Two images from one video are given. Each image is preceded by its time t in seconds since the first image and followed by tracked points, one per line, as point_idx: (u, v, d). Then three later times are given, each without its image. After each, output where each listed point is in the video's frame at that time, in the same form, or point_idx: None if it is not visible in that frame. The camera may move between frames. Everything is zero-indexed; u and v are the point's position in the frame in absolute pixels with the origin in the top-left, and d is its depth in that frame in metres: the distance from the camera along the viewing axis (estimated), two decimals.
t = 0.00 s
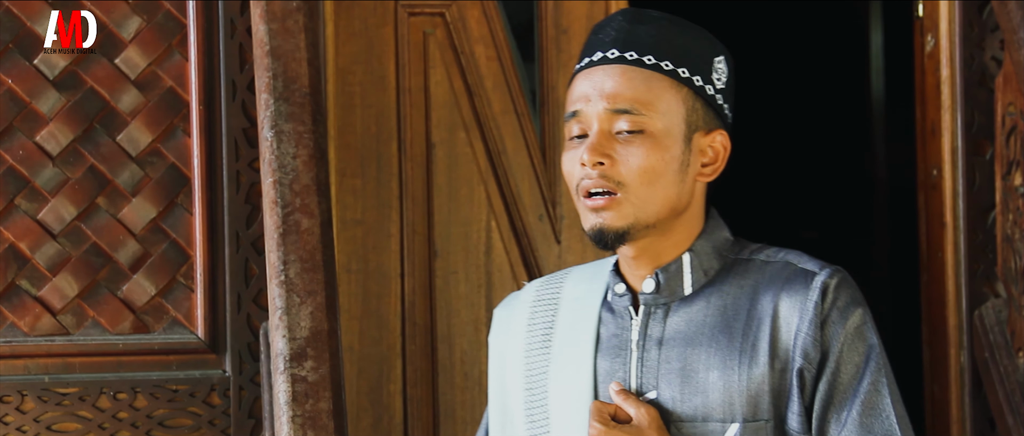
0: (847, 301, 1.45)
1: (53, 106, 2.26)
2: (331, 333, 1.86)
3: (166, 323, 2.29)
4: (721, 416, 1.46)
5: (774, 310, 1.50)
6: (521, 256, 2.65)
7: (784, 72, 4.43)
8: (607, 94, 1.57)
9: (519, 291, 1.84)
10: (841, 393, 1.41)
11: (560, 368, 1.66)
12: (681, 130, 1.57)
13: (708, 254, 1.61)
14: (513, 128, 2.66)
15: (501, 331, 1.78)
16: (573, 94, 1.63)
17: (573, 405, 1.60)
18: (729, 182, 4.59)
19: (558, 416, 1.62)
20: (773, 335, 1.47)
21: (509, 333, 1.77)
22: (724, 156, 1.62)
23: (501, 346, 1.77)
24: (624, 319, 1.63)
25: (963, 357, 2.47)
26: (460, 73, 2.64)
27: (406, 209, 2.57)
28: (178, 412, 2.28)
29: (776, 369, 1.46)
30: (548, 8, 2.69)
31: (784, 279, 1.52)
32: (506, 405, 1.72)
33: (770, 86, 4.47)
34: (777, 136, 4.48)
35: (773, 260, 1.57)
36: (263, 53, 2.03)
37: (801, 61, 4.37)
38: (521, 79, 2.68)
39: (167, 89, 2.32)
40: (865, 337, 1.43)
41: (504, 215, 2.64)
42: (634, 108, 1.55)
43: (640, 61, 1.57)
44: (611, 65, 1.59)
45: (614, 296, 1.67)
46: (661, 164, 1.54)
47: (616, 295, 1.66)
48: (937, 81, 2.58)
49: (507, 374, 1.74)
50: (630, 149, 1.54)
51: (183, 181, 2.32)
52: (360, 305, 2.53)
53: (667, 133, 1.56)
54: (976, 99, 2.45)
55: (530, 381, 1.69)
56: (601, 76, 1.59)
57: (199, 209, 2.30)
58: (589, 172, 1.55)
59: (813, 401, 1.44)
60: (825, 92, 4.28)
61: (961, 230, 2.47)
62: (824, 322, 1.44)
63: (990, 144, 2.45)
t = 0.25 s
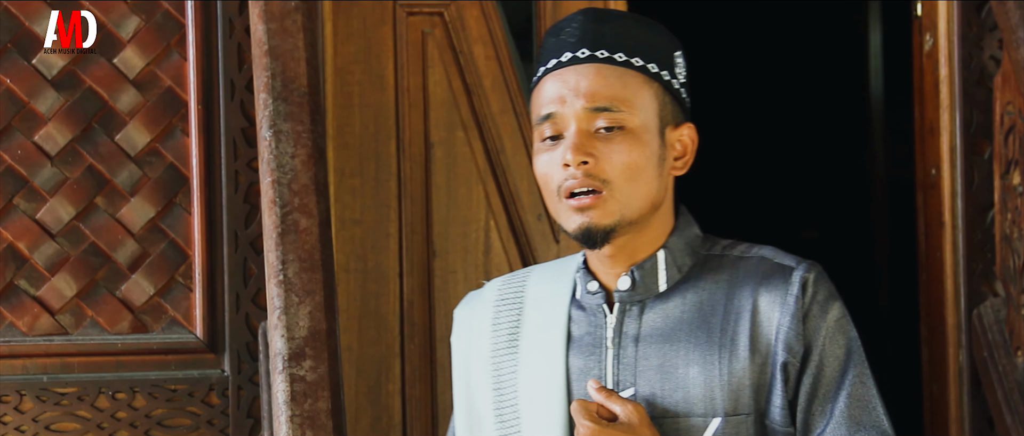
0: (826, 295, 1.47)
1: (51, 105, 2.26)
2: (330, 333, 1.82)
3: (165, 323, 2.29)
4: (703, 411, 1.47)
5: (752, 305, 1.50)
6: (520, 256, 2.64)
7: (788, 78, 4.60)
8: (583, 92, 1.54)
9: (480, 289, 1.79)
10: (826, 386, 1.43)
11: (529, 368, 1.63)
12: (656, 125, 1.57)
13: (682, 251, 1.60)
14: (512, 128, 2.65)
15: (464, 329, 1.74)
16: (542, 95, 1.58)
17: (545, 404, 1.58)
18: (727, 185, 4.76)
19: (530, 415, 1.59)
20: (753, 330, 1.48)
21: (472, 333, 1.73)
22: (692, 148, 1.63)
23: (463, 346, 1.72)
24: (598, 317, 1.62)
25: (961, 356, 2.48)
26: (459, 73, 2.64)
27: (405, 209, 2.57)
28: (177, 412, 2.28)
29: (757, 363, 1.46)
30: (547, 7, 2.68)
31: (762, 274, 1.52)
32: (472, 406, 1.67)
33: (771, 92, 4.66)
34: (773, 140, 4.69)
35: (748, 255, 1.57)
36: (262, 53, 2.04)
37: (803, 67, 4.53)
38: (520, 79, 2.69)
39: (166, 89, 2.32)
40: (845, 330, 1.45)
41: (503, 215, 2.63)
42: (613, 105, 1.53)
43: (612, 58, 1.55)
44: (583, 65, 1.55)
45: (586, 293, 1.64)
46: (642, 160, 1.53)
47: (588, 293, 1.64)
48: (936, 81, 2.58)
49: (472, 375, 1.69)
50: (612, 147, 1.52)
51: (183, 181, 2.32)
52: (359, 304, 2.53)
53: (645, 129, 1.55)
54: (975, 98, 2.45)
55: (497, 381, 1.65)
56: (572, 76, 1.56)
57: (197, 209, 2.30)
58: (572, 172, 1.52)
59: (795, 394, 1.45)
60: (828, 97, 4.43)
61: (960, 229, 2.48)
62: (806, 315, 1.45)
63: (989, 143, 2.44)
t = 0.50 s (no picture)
0: (806, 301, 1.54)
1: (51, 104, 2.26)
2: (329, 332, 1.83)
3: (165, 321, 2.29)
4: (684, 414, 1.54)
5: (732, 311, 1.57)
6: (520, 254, 2.65)
7: (788, 74, 4.55)
8: (565, 102, 1.57)
9: (453, 291, 1.83)
10: (808, 391, 1.50)
11: (507, 371, 1.67)
12: (635, 132, 1.61)
13: (659, 255, 1.66)
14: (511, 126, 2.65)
15: (439, 332, 1.77)
16: (521, 106, 1.61)
17: (523, 407, 1.63)
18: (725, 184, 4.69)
19: (508, 418, 1.64)
20: (733, 336, 1.55)
21: (446, 336, 1.76)
22: (666, 151, 1.68)
23: (439, 348, 1.76)
24: (576, 320, 1.67)
25: (961, 354, 2.48)
26: (459, 71, 2.64)
27: (404, 207, 2.57)
28: (177, 410, 2.28)
29: (736, 367, 1.53)
30: (547, 6, 2.68)
31: (742, 281, 1.59)
32: (448, 409, 1.71)
33: (772, 88, 4.60)
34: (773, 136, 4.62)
35: (726, 261, 1.64)
36: (261, 51, 2.03)
37: (804, 64, 4.49)
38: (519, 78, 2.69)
39: (166, 87, 2.32)
40: (825, 336, 1.52)
41: (503, 213, 2.64)
42: (596, 114, 1.57)
43: (589, 67, 1.59)
44: (562, 74, 1.59)
45: (563, 297, 1.69)
46: (624, 167, 1.57)
47: (566, 297, 1.68)
48: (936, 79, 2.58)
49: (446, 376, 1.73)
50: (596, 156, 1.55)
51: (182, 179, 2.32)
52: (358, 303, 2.53)
53: (627, 136, 1.59)
54: (975, 96, 2.45)
55: (474, 384, 1.70)
56: (552, 85, 1.59)
57: (196, 207, 2.30)
58: (557, 182, 1.55)
59: (774, 398, 1.53)
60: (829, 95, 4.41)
61: (959, 228, 2.48)
62: (787, 322, 1.53)
63: (988, 141, 2.45)
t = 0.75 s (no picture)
0: (801, 306, 1.50)
1: (52, 102, 2.26)
2: (330, 331, 1.83)
3: (165, 320, 2.29)
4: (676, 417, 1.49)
5: (727, 314, 1.52)
6: (521, 254, 2.65)
7: (788, 74, 4.57)
8: (560, 104, 1.52)
9: (442, 291, 1.76)
10: (803, 395, 1.46)
11: (497, 373, 1.60)
12: (630, 134, 1.56)
13: (652, 258, 1.60)
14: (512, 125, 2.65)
15: (427, 333, 1.70)
16: (515, 109, 1.56)
17: (514, 408, 1.55)
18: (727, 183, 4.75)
19: (499, 420, 1.56)
20: (726, 339, 1.50)
21: (435, 336, 1.69)
22: (659, 154, 1.63)
23: (426, 349, 1.68)
24: (569, 322, 1.60)
25: (962, 353, 2.48)
26: (460, 70, 2.63)
27: (405, 206, 2.57)
28: (177, 409, 2.28)
29: (730, 370, 1.49)
30: (548, 5, 2.68)
31: (736, 284, 1.54)
32: (437, 410, 1.63)
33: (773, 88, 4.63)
34: (773, 138, 4.66)
35: (719, 263, 1.59)
36: (262, 50, 2.03)
37: (803, 64, 4.50)
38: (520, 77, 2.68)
39: (166, 86, 2.32)
40: (819, 342, 1.49)
41: (503, 212, 2.64)
42: (591, 116, 1.52)
43: (583, 69, 1.54)
44: (556, 77, 1.54)
45: (555, 299, 1.62)
46: (620, 169, 1.51)
47: (559, 299, 1.61)
48: (936, 78, 2.58)
49: (436, 378, 1.65)
50: (591, 158, 1.50)
51: (183, 178, 2.32)
52: (359, 301, 2.53)
53: (622, 138, 1.54)
54: (976, 96, 2.45)
55: (464, 385, 1.62)
56: (546, 88, 1.54)
57: (198, 205, 2.30)
58: (553, 185, 1.49)
59: (767, 403, 1.49)
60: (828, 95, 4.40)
61: (960, 227, 2.47)
62: (782, 327, 1.48)
63: (989, 140, 2.45)
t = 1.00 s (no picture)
0: (803, 299, 1.50)
1: (52, 102, 2.26)
2: (331, 330, 1.83)
3: (166, 320, 2.29)
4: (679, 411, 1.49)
5: (729, 308, 1.51)
6: (521, 253, 2.65)
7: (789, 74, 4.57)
8: (563, 96, 1.52)
9: (442, 288, 1.75)
10: (809, 389, 1.47)
11: (498, 368, 1.59)
12: (632, 128, 1.56)
13: (654, 252, 1.60)
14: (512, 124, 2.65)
15: (427, 329, 1.69)
16: (518, 100, 1.57)
17: (516, 403, 1.55)
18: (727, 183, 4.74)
19: (500, 415, 1.55)
20: (728, 332, 1.50)
21: (435, 333, 1.68)
22: (663, 150, 1.63)
23: (427, 345, 1.67)
24: (570, 317, 1.60)
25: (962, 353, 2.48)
26: (460, 70, 2.64)
27: (406, 206, 2.57)
28: (177, 408, 2.28)
29: (732, 364, 1.48)
30: (549, 4, 2.68)
31: (738, 278, 1.54)
32: (438, 406, 1.63)
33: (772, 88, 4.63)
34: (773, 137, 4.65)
35: (721, 257, 1.59)
36: (262, 49, 2.03)
37: (805, 63, 4.51)
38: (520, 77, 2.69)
39: (167, 85, 2.32)
40: (823, 336, 1.50)
41: (504, 212, 2.64)
42: (593, 109, 1.52)
43: (588, 62, 1.54)
44: (560, 69, 1.54)
45: (556, 293, 1.62)
46: (621, 163, 1.51)
47: (560, 294, 1.61)
48: (937, 77, 2.58)
49: (436, 376, 1.65)
50: (592, 151, 1.50)
51: (183, 177, 2.32)
52: (359, 301, 2.53)
53: (624, 131, 1.54)
54: (977, 95, 2.45)
55: (465, 381, 1.61)
56: (550, 79, 1.54)
57: (198, 204, 2.30)
58: (553, 176, 1.49)
59: (769, 396, 1.49)
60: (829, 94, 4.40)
61: (961, 227, 2.47)
62: (785, 321, 1.48)
63: (990, 139, 2.44)
